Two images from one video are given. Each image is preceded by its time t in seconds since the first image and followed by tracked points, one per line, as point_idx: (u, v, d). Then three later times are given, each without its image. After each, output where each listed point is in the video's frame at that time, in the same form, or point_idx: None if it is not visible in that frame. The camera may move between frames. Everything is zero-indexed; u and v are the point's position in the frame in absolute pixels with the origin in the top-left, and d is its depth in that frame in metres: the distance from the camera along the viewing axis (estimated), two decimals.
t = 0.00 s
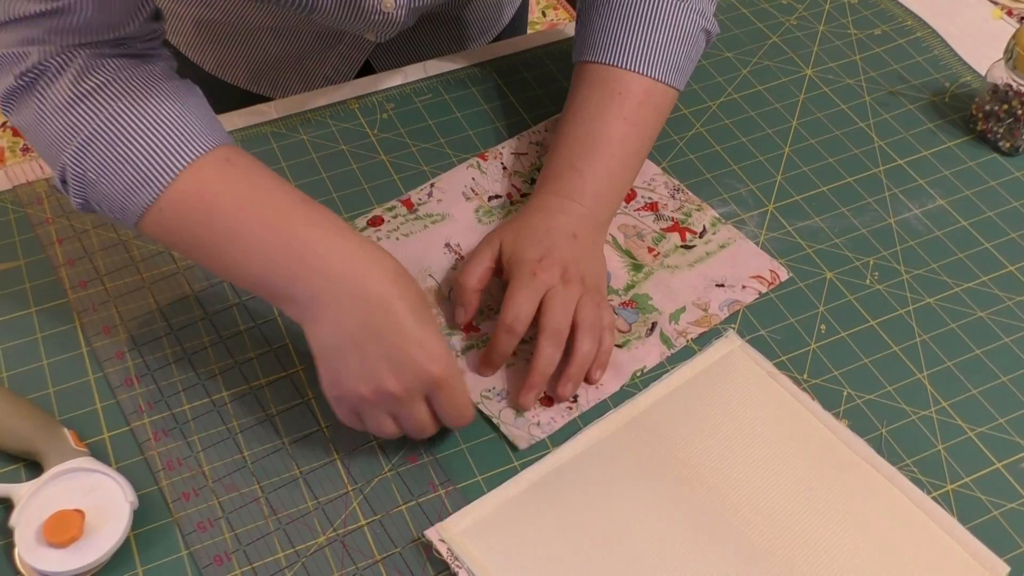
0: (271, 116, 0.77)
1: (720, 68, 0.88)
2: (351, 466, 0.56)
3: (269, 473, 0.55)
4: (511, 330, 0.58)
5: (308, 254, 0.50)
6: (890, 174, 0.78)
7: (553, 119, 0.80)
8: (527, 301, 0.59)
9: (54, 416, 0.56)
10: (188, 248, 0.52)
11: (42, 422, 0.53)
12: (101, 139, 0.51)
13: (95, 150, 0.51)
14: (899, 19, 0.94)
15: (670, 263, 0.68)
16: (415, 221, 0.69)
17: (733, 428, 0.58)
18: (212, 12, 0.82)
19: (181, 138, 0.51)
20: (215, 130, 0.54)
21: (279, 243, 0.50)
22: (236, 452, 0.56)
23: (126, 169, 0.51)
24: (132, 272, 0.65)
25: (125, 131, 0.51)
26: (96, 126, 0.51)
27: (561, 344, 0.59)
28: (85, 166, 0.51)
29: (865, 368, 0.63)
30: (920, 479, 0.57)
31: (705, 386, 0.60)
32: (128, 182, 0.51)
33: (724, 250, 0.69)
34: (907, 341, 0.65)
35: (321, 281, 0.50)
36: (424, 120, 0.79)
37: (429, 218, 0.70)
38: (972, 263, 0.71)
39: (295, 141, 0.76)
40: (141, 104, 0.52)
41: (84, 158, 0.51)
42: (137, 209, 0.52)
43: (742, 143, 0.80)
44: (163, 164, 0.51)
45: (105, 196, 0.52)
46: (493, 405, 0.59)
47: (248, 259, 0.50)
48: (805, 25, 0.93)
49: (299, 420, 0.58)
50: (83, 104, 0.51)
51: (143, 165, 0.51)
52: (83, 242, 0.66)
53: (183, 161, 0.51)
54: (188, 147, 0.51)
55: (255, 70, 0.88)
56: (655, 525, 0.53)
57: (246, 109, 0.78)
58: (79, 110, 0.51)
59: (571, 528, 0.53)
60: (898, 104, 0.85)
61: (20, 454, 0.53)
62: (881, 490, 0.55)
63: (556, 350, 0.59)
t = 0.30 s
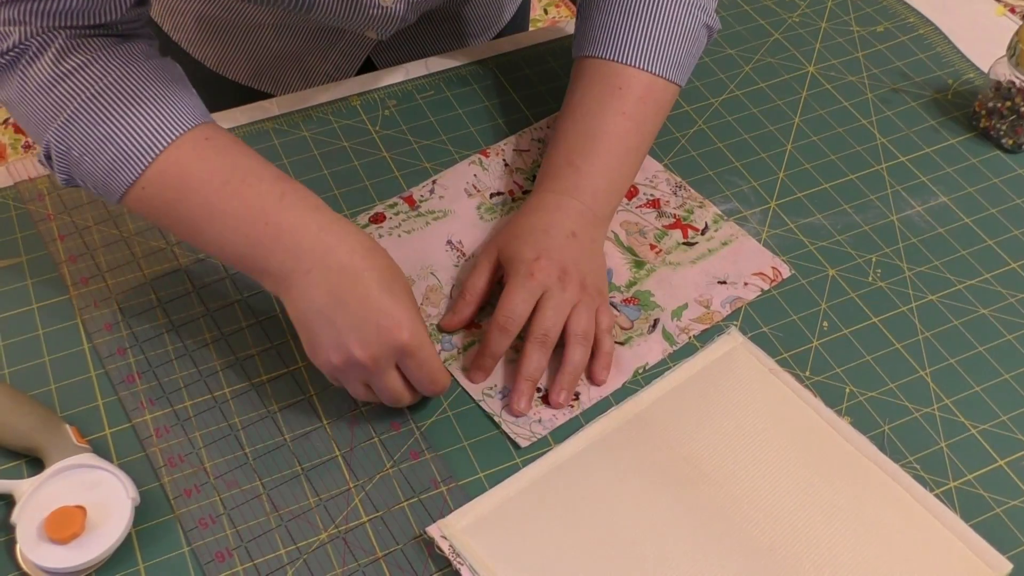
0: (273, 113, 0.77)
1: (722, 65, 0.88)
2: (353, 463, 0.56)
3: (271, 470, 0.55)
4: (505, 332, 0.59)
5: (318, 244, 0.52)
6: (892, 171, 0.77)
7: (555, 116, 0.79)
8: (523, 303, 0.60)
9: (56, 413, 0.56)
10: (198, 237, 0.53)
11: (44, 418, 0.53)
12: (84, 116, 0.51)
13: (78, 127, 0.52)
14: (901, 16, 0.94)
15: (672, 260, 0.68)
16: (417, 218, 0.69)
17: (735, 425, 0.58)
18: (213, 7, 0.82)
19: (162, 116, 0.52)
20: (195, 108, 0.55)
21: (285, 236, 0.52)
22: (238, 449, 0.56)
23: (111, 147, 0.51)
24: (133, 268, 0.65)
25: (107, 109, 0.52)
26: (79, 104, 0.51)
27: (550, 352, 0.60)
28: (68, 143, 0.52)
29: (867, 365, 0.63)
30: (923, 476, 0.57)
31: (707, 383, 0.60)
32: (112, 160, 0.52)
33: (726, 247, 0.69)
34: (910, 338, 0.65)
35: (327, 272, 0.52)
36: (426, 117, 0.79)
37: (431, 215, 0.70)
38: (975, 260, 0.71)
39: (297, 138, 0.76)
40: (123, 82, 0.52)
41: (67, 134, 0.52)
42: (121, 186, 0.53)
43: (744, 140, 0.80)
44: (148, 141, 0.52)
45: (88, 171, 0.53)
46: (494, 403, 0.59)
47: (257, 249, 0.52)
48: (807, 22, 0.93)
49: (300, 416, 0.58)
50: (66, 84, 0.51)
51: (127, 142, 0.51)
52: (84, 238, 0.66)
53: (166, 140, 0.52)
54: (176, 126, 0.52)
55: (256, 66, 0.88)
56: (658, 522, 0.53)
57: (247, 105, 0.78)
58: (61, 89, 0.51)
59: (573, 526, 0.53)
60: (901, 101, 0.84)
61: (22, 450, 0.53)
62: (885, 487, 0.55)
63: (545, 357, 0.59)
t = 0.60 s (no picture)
0: (275, 114, 0.77)
1: (725, 65, 0.87)
2: (356, 464, 0.56)
3: (274, 471, 0.55)
4: (511, 337, 0.59)
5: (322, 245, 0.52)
6: (896, 171, 0.77)
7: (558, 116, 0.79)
8: (529, 307, 0.59)
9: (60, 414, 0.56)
10: (201, 241, 0.53)
11: (48, 420, 0.53)
12: (94, 120, 0.51)
13: (89, 131, 0.51)
14: (905, 16, 0.94)
15: (675, 260, 0.68)
16: (420, 219, 0.69)
17: (739, 426, 0.58)
18: (214, 7, 0.82)
19: (171, 120, 0.52)
20: (204, 110, 0.55)
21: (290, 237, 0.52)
22: (241, 450, 0.56)
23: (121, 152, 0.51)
24: (137, 269, 0.65)
25: (120, 116, 0.51)
26: (90, 110, 0.51)
27: (556, 355, 0.59)
28: (79, 147, 0.52)
29: (870, 365, 0.63)
30: (927, 476, 0.57)
31: (710, 384, 0.60)
32: (123, 166, 0.52)
33: (729, 248, 0.69)
34: (914, 338, 0.65)
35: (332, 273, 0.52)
36: (429, 117, 0.79)
37: (434, 216, 0.70)
38: (978, 260, 0.71)
39: (300, 138, 0.76)
40: (132, 84, 0.52)
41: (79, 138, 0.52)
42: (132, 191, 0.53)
43: (747, 140, 0.80)
44: (157, 147, 0.52)
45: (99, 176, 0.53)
46: (498, 404, 0.59)
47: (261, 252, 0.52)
48: (810, 21, 0.93)
49: (304, 418, 0.58)
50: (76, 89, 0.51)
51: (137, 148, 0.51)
52: (88, 239, 0.66)
53: (177, 144, 0.52)
54: (181, 132, 0.52)
55: (256, 65, 0.88)
56: (661, 523, 0.53)
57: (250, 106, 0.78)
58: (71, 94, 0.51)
59: (576, 527, 0.52)
60: (904, 101, 0.84)
61: (26, 451, 0.53)
62: (889, 487, 0.55)
63: (551, 361, 0.59)
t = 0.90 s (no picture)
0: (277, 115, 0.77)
1: (728, 65, 0.87)
2: (357, 467, 0.56)
3: (275, 474, 0.55)
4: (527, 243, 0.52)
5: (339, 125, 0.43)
6: (900, 173, 0.77)
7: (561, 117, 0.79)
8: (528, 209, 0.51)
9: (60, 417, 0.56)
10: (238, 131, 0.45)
11: (48, 422, 0.53)
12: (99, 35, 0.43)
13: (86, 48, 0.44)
14: (908, 16, 0.93)
15: (678, 262, 0.68)
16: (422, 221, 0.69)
17: (742, 429, 0.57)
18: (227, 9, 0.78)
19: (187, 25, 0.44)
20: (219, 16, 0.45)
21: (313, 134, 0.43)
22: (242, 453, 0.56)
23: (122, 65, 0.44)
24: (137, 271, 0.64)
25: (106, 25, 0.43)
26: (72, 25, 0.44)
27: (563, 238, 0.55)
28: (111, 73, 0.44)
29: (874, 368, 0.63)
30: (931, 480, 0.57)
31: (714, 386, 0.60)
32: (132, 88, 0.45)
33: (732, 250, 0.69)
34: (918, 341, 0.65)
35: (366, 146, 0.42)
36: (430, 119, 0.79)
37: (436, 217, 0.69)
38: (983, 262, 0.70)
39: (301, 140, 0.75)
40: None
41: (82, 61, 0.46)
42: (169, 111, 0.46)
43: (750, 141, 0.79)
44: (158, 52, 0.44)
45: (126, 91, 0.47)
46: (499, 406, 0.59)
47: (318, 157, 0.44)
48: (814, 22, 0.92)
49: (305, 420, 0.58)
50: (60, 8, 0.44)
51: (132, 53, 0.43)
52: (88, 241, 0.66)
53: (200, 51, 0.43)
54: (180, 35, 0.43)
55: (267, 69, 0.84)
56: (664, 527, 0.53)
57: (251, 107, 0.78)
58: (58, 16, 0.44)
59: (578, 531, 0.52)
60: (908, 102, 0.84)
61: (25, 454, 0.53)
62: (893, 490, 0.55)
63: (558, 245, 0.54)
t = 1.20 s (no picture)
0: (277, 116, 0.77)
1: (730, 66, 0.87)
2: (358, 470, 0.55)
3: (275, 477, 0.55)
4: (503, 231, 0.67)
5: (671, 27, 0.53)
6: (903, 175, 0.77)
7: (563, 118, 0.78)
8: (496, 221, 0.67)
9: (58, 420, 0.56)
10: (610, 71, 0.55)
11: (47, 425, 0.53)
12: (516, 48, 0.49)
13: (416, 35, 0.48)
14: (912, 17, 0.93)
15: (680, 264, 0.67)
16: (423, 223, 0.68)
17: (745, 433, 0.57)
18: None
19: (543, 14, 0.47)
20: None
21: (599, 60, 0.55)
22: (242, 456, 0.55)
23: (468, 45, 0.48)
24: (137, 272, 0.64)
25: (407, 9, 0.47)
26: (525, 8, 0.47)
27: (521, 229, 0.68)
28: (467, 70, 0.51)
29: (878, 371, 0.62)
30: (936, 485, 0.57)
31: (717, 389, 0.59)
32: (520, 60, 0.49)
33: (735, 251, 0.68)
34: (922, 344, 0.64)
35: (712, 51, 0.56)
36: (431, 119, 0.79)
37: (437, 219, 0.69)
38: (987, 265, 0.70)
39: (301, 140, 0.75)
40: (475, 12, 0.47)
41: (436, 52, 0.49)
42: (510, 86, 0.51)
43: (753, 142, 0.79)
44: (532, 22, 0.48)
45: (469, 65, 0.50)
46: (500, 409, 0.59)
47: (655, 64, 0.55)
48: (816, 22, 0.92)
49: (305, 423, 0.57)
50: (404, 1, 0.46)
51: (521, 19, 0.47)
52: (87, 242, 0.66)
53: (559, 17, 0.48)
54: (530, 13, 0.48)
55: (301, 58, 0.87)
56: (666, 531, 0.52)
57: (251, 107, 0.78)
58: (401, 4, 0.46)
59: (580, 535, 0.52)
60: (912, 102, 0.83)
61: (23, 456, 0.52)
62: (897, 496, 0.54)
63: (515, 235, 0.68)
